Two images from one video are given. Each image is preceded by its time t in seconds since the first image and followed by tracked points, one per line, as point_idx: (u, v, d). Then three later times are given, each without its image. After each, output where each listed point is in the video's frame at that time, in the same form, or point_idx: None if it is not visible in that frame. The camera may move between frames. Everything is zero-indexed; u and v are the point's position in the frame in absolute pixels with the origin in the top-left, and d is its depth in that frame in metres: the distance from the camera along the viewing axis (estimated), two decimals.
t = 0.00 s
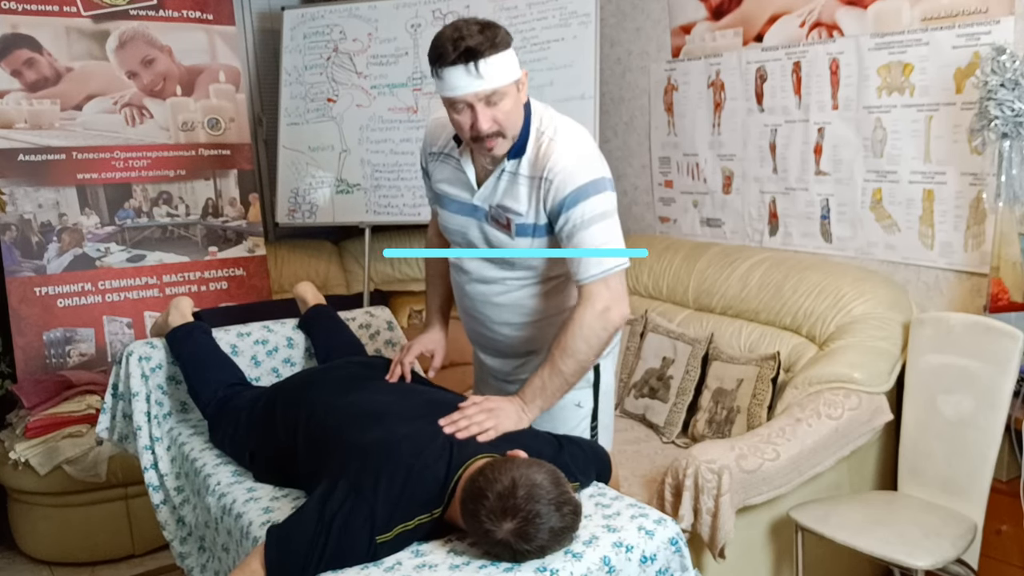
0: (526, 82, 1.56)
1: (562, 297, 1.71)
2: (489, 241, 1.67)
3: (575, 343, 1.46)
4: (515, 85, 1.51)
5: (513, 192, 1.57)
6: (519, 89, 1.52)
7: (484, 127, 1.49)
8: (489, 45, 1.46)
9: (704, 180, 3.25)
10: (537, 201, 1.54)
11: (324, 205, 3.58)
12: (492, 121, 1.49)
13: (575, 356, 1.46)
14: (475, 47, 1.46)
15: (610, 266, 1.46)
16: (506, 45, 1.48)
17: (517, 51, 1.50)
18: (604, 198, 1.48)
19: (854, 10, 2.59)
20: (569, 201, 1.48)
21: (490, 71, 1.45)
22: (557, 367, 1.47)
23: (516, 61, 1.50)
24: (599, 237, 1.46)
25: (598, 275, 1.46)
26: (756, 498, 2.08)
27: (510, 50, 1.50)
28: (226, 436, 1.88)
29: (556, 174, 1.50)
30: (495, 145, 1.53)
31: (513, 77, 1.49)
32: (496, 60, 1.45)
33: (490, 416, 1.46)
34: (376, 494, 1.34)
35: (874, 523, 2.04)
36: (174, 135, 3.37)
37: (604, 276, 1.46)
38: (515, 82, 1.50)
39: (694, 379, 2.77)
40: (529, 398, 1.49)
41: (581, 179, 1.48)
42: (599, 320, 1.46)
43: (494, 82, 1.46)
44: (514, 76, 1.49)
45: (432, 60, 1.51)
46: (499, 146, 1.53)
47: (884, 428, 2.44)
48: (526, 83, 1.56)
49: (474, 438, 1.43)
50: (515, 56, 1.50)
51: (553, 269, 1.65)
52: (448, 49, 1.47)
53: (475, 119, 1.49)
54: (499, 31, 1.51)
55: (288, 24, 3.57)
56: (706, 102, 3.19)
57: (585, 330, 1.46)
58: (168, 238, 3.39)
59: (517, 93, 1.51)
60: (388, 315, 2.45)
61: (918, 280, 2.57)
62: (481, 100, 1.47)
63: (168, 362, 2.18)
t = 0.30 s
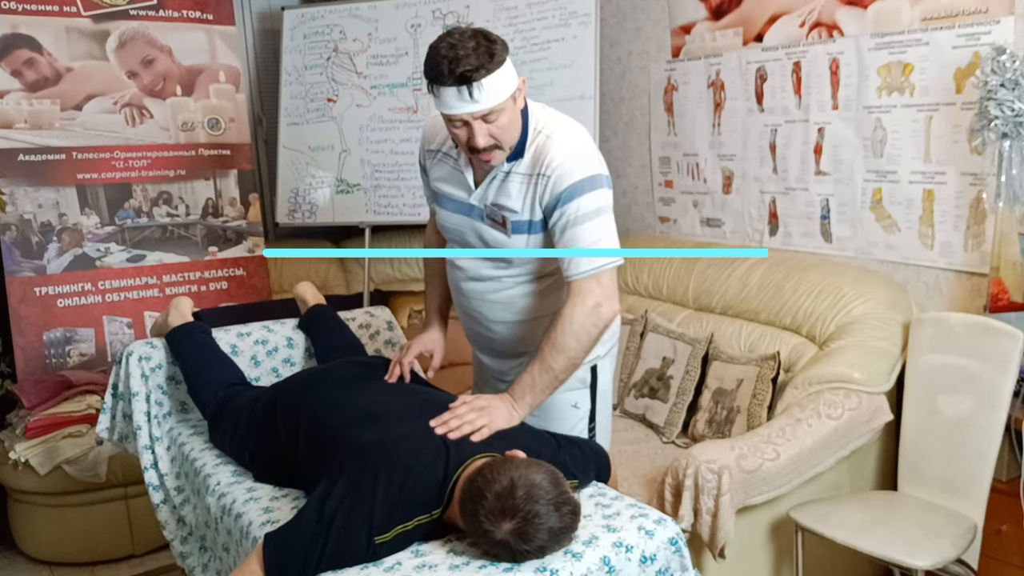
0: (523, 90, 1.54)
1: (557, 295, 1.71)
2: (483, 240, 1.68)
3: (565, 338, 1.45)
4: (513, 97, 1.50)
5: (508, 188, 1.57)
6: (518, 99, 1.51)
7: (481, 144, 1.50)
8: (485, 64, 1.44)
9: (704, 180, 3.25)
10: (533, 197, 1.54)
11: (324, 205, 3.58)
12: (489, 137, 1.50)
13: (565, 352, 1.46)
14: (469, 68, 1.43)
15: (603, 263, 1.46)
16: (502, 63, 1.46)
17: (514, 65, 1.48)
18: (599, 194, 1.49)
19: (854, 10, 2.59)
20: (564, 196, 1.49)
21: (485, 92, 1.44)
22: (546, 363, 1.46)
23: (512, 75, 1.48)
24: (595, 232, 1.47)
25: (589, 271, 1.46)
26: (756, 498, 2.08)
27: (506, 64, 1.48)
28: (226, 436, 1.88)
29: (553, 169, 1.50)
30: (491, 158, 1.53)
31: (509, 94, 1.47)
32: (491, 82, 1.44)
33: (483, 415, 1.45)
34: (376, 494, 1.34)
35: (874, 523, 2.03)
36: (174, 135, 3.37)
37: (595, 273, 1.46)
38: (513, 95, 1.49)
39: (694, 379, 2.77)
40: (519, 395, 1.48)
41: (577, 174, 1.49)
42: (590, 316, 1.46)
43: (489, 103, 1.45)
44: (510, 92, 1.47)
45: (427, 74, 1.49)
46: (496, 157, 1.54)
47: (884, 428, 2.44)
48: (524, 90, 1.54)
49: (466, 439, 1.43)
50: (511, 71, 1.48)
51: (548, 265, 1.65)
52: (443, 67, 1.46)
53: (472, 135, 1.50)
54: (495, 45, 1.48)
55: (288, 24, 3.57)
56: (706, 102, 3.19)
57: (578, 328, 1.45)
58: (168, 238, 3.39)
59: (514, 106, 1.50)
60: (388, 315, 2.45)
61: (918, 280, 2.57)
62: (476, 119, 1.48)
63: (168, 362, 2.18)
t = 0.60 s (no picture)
0: (518, 101, 1.53)
1: (556, 299, 1.71)
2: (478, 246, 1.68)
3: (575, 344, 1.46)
4: (508, 110, 1.50)
5: (505, 201, 1.57)
6: (512, 113, 1.51)
7: (477, 156, 1.50)
8: (482, 79, 1.43)
9: (704, 180, 3.25)
10: (530, 211, 1.54)
11: (324, 205, 3.58)
12: (485, 149, 1.50)
13: (581, 363, 1.47)
14: (466, 83, 1.42)
15: (610, 279, 1.46)
16: (498, 77, 1.45)
17: (510, 77, 1.48)
18: (596, 211, 1.48)
19: (854, 10, 2.59)
20: (560, 215, 1.49)
21: (481, 108, 1.44)
22: (561, 372, 1.48)
23: (508, 88, 1.48)
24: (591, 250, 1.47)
25: (599, 288, 1.46)
26: (757, 498, 2.08)
27: (503, 77, 1.47)
28: (226, 436, 1.88)
29: (548, 188, 1.50)
30: (488, 169, 1.54)
31: (505, 108, 1.47)
32: (488, 97, 1.43)
33: (493, 414, 1.47)
34: (376, 493, 1.34)
35: (874, 523, 2.03)
36: (174, 135, 3.37)
37: (605, 288, 1.46)
38: (509, 108, 1.49)
39: (694, 379, 2.77)
40: (532, 400, 1.50)
41: (573, 192, 1.48)
42: (600, 323, 1.46)
43: (485, 117, 1.45)
44: (505, 106, 1.47)
45: (423, 85, 1.48)
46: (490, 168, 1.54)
47: (884, 428, 2.44)
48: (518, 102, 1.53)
49: (473, 436, 1.44)
50: (507, 84, 1.47)
51: (545, 269, 1.65)
52: (439, 80, 1.45)
53: (468, 147, 1.50)
54: (491, 58, 1.47)
55: (288, 24, 3.57)
56: (706, 102, 3.19)
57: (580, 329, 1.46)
58: (168, 238, 3.39)
59: (510, 119, 1.50)
60: (388, 315, 2.45)
61: (918, 280, 2.57)
62: (472, 133, 1.48)
63: (168, 362, 2.18)
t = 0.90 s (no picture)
0: (512, 96, 1.53)
1: (552, 297, 1.71)
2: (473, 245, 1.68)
3: (572, 343, 1.46)
4: (501, 104, 1.49)
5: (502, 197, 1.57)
6: (505, 106, 1.50)
7: (470, 150, 1.50)
8: (474, 72, 1.44)
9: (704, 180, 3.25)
10: (524, 206, 1.54)
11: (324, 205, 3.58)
12: (477, 143, 1.50)
13: (574, 360, 1.47)
14: (458, 76, 1.43)
15: (602, 273, 1.46)
16: (491, 70, 1.46)
17: (503, 71, 1.48)
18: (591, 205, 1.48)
19: (854, 10, 2.59)
20: (554, 210, 1.49)
21: (473, 100, 1.44)
22: (554, 369, 1.48)
23: (501, 81, 1.48)
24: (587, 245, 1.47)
25: (591, 283, 1.46)
26: (756, 498, 2.08)
27: (496, 71, 1.48)
28: (226, 436, 1.88)
29: (544, 182, 1.49)
30: (480, 163, 1.54)
31: (497, 101, 1.47)
32: (480, 89, 1.43)
33: (489, 415, 1.47)
34: (375, 494, 1.34)
35: (874, 523, 2.03)
36: (174, 135, 3.37)
37: (596, 283, 1.46)
38: (501, 102, 1.48)
39: (694, 379, 2.77)
40: (527, 400, 1.50)
41: (567, 186, 1.48)
42: (599, 324, 1.47)
43: (477, 110, 1.45)
44: (498, 99, 1.47)
45: (417, 80, 1.49)
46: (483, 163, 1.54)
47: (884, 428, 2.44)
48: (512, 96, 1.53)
49: (470, 437, 1.44)
50: (500, 78, 1.47)
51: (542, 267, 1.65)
52: (431, 74, 1.46)
53: (460, 141, 1.50)
54: (485, 53, 1.48)
55: (288, 24, 3.57)
56: (706, 102, 3.19)
57: (578, 328, 1.46)
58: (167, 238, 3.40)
59: (503, 113, 1.50)
60: (387, 315, 2.45)
61: (919, 280, 2.57)
62: (464, 126, 1.47)
63: (168, 362, 2.18)
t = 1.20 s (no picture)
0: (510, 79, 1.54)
1: (548, 289, 1.71)
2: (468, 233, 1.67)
3: (562, 335, 1.46)
4: (498, 86, 1.50)
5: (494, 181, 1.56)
6: (502, 90, 1.51)
7: (467, 130, 1.51)
8: (471, 50, 1.45)
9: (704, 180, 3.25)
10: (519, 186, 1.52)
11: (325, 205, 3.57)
12: (474, 124, 1.51)
13: (559, 346, 1.47)
14: (454, 54, 1.44)
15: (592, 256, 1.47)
16: (487, 49, 1.47)
17: (499, 52, 1.49)
18: (587, 184, 1.48)
19: (854, 10, 2.59)
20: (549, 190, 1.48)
21: (470, 77, 1.45)
22: (541, 358, 1.48)
23: (499, 62, 1.49)
24: (582, 227, 1.48)
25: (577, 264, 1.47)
26: (757, 498, 2.08)
27: (492, 51, 1.49)
28: (226, 436, 1.88)
29: (541, 161, 1.50)
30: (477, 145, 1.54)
31: (494, 81, 1.48)
32: (477, 66, 1.44)
33: (482, 412, 1.47)
34: (375, 493, 1.34)
35: (874, 523, 2.03)
36: (174, 135, 3.39)
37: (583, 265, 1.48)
38: (498, 84, 1.49)
39: (694, 379, 2.77)
40: (519, 393, 1.50)
41: (563, 167, 1.48)
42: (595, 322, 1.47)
43: (474, 88, 1.46)
44: (494, 78, 1.48)
45: (414, 61, 1.51)
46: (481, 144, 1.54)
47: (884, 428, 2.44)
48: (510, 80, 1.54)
49: (465, 435, 1.44)
50: (496, 57, 1.48)
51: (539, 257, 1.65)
52: (428, 53, 1.47)
53: (458, 121, 1.51)
54: (481, 33, 1.50)
55: (288, 23, 3.57)
56: (706, 102, 3.19)
57: (576, 327, 1.46)
58: (167, 238, 3.42)
59: (500, 94, 1.51)
60: (388, 315, 2.45)
61: (918, 280, 2.57)
62: (461, 106, 1.48)
63: (168, 362, 2.18)
